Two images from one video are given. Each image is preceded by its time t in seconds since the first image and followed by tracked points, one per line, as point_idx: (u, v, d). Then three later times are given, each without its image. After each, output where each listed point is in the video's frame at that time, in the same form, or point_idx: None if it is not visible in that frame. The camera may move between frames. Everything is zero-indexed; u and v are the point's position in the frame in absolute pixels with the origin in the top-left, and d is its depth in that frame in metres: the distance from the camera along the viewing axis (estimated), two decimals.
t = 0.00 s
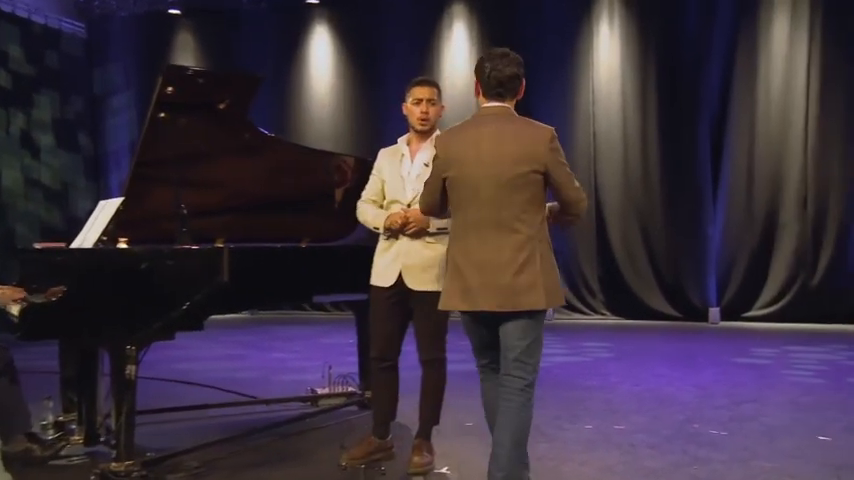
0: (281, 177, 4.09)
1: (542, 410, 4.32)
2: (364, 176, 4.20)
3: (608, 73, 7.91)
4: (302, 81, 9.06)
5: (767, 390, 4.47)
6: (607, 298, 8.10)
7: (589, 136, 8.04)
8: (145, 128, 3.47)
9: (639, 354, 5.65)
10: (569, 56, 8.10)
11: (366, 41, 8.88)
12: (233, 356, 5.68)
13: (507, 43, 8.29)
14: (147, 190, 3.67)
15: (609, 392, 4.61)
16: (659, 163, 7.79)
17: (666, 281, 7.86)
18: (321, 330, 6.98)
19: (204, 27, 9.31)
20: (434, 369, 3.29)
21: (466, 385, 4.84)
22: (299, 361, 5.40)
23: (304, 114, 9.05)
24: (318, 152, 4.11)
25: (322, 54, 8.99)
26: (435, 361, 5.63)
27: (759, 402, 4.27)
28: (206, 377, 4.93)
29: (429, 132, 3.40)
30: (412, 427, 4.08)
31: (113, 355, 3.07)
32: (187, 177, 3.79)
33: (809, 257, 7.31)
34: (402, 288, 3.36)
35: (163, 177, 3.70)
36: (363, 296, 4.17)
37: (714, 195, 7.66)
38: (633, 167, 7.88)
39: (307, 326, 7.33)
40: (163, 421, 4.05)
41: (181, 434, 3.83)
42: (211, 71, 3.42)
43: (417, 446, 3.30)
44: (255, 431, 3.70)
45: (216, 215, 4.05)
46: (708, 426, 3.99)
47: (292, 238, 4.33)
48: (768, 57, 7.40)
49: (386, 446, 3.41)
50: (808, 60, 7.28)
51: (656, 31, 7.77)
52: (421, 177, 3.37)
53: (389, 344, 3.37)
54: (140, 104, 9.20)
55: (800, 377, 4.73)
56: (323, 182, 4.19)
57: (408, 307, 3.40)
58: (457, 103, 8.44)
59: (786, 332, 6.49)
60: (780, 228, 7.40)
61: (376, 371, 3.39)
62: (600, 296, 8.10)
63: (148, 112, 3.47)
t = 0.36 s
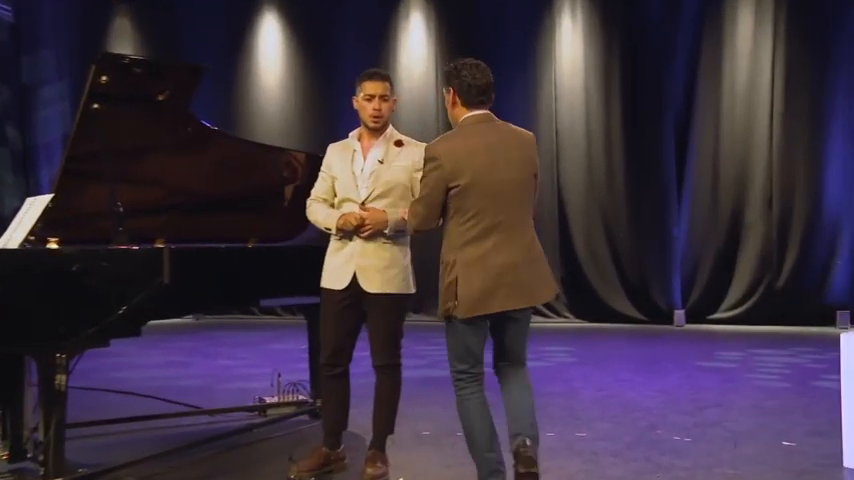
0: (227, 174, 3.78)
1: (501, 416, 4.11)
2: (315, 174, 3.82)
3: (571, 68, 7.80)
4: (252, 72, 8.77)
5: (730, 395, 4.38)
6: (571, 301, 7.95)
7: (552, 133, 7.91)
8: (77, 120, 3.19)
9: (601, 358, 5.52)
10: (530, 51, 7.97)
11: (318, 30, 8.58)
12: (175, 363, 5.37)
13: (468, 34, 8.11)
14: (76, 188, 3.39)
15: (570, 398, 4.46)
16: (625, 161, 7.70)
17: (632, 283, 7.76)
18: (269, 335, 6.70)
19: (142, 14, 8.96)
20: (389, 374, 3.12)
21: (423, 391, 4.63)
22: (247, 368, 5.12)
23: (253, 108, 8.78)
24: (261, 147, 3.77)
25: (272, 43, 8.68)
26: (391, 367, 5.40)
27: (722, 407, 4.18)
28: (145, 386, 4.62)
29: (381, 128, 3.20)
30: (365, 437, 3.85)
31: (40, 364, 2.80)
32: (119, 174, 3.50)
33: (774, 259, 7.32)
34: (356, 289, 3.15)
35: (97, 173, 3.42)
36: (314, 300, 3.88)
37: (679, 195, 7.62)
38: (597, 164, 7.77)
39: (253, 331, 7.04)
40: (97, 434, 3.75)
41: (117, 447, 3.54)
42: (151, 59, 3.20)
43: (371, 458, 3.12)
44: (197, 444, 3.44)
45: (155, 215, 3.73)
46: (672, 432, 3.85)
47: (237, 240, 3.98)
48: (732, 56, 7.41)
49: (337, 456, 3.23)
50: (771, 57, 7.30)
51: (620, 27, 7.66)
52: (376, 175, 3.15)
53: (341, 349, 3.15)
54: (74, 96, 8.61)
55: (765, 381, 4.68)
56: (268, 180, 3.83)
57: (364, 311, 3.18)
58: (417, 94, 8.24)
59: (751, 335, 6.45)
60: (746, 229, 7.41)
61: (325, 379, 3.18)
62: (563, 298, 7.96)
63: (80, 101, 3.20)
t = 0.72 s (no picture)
0: (175, 165, 3.51)
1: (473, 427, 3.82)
2: (273, 167, 3.50)
3: (546, 58, 7.15)
4: (198, 55, 7.91)
5: (711, 401, 4.21)
6: (545, 303, 7.33)
7: (526, 126, 7.22)
8: (12, 109, 2.90)
9: (579, 364, 5.32)
10: (503, 34, 7.23)
11: (276, 13, 7.77)
12: (123, 372, 5.05)
13: (436, 15, 7.38)
14: (9, 181, 3.16)
15: (545, 406, 4.24)
16: (600, 153, 7.06)
17: (609, 284, 7.15)
18: (226, 343, 6.35)
19: None
20: (354, 380, 2.89)
21: (389, 400, 4.36)
22: (200, 377, 4.82)
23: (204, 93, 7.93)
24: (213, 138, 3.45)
25: (228, 30, 7.85)
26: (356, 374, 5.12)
27: (703, 414, 4.00)
28: (89, 397, 4.30)
29: (345, 123, 2.97)
30: (327, 449, 3.59)
31: None
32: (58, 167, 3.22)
33: (757, 258, 6.80)
34: (320, 290, 2.91)
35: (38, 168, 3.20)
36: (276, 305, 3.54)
37: (658, 192, 7.00)
38: (573, 161, 7.14)
39: (211, 337, 6.70)
40: (34, 449, 3.44)
41: (57, 463, 3.24)
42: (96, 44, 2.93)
43: (333, 471, 2.88)
44: (145, 459, 3.17)
45: (99, 211, 3.48)
46: (651, 441, 3.63)
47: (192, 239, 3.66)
48: (714, 44, 6.81)
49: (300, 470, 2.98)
50: (755, 45, 6.73)
51: (597, 12, 7.00)
52: (340, 171, 2.93)
53: (302, 355, 2.92)
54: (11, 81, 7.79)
55: (748, 387, 4.55)
56: (223, 175, 3.52)
57: (327, 315, 2.95)
58: (383, 86, 7.54)
59: (728, 341, 6.16)
60: (728, 226, 6.84)
61: (284, 387, 2.94)
62: (538, 301, 7.32)
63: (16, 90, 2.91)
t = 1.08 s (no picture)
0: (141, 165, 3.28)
1: (457, 435, 3.61)
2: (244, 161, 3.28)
3: (532, 48, 6.97)
4: (173, 52, 7.70)
5: (708, 409, 4.03)
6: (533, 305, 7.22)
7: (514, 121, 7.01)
8: None
9: (571, 368, 5.14)
10: (489, 28, 7.04)
11: (251, 5, 7.55)
12: (86, 379, 4.83)
13: (419, 8, 7.19)
14: None
15: (533, 413, 4.05)
16: (592, 150, 6.89)
17: (600, 286, 6.99)
18: (200, 347, 6.13)
19: None
20: (331, 388, 2.69)
21: (369, 408, 4.15)
22: (168, 384, 4.61)
23: (180, 90, 7.73)
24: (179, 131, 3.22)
25: (197, 21, 7.65)
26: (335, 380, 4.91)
27: (699, 422, 3.81)
28: (50, 406, 4.07)
29: (324, 116, 2.75)
30: (300, 459, 3.39)
31: None
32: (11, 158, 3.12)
33: (755, 258, 6.63)
34: (297, 292, 2.71)
35: None
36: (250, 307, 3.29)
37: (651, 190, 6.84)
38: (562, 157, 6.96)
39: (185, 341, 6.49)
40: None
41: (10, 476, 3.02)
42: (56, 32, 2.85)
43: None
44: (106, 471, 2.95)
45: (62, 208, 3.28)
46: (643, 451, 3.43)
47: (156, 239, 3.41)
48: (710, 33, 6.63)
49: None
50: (752, 35, 6.54)
51: (587, 6, 6.84)
52: (318, 167, 2.71)
53: (277, 361, 2.72)
54: None
55: (745, 392, 4.37)
56: (190, 169, 3.30)
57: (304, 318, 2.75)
58: (362, 79, 7.35)
59: (721, 344, 6.02)
60: (725, 225, 6.68)
61: (255, 395, 2.74)
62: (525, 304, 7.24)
63: None
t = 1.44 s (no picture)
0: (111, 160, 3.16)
1: (444, 440, 3.49)
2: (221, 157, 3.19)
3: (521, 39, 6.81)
4: (152, 48, 7.55)
5: (700, 413, 3.93)
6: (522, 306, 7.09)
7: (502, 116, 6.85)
8: None
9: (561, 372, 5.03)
10: (476, 24, 6.92)
11: None
12: (55, 386, 4.67)
13: (405, 4, 7.07)
14: None
15: (521, 418, 3.93)
16: (582, 148, 6.77)
17: (591, 286, 6.87)
18: (177, 352, 5.97)
19: None
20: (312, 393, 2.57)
21: (352, 414, 4.02)
22: (142, 390, 4.46)
23: (157, 88, 7.56)
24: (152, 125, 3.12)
25: (171, 14, 7.50)
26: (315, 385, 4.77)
27: (692, 427, 3.70)
28: (17, 414, 3.91)
29: (308, 113, 2.62)
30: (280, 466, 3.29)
31: None
32: None
33: (750, 257, 6.55)
34: (282, 293, 2.57)
35: None
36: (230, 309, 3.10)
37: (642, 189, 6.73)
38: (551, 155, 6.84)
39: (162, 344, 6.33)
40: None
41: None
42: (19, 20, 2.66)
43: None
44: None
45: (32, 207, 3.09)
46: (635, 456, 3.28)
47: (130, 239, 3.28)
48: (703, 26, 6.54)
49: None
50: (747, 30, 6.47)
51: None
52: (303, 165, 2.58)
53: (256, 364, 2.58)
54: None
55: (740, 396, 4.28)
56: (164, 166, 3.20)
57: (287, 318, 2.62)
58: (343, 76, 7.22)
59: (715, 347, 5.94)
60: (719, 224, 6.59)
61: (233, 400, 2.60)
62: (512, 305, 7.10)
63: None
